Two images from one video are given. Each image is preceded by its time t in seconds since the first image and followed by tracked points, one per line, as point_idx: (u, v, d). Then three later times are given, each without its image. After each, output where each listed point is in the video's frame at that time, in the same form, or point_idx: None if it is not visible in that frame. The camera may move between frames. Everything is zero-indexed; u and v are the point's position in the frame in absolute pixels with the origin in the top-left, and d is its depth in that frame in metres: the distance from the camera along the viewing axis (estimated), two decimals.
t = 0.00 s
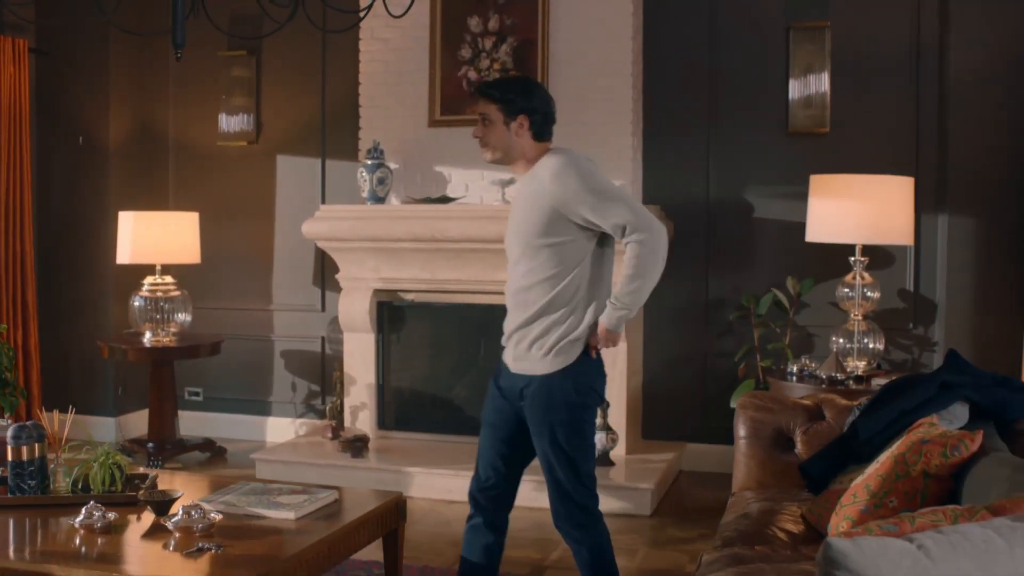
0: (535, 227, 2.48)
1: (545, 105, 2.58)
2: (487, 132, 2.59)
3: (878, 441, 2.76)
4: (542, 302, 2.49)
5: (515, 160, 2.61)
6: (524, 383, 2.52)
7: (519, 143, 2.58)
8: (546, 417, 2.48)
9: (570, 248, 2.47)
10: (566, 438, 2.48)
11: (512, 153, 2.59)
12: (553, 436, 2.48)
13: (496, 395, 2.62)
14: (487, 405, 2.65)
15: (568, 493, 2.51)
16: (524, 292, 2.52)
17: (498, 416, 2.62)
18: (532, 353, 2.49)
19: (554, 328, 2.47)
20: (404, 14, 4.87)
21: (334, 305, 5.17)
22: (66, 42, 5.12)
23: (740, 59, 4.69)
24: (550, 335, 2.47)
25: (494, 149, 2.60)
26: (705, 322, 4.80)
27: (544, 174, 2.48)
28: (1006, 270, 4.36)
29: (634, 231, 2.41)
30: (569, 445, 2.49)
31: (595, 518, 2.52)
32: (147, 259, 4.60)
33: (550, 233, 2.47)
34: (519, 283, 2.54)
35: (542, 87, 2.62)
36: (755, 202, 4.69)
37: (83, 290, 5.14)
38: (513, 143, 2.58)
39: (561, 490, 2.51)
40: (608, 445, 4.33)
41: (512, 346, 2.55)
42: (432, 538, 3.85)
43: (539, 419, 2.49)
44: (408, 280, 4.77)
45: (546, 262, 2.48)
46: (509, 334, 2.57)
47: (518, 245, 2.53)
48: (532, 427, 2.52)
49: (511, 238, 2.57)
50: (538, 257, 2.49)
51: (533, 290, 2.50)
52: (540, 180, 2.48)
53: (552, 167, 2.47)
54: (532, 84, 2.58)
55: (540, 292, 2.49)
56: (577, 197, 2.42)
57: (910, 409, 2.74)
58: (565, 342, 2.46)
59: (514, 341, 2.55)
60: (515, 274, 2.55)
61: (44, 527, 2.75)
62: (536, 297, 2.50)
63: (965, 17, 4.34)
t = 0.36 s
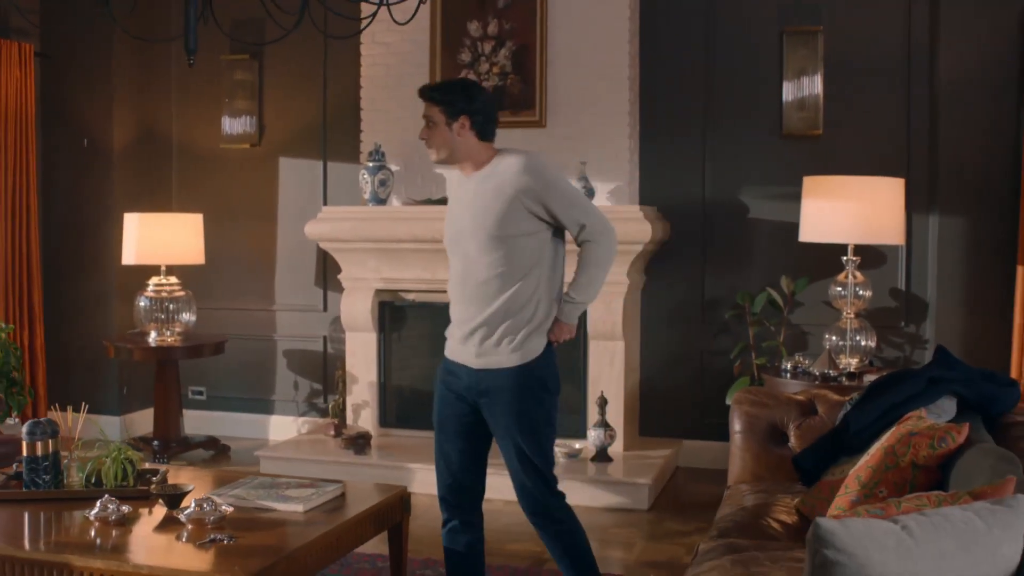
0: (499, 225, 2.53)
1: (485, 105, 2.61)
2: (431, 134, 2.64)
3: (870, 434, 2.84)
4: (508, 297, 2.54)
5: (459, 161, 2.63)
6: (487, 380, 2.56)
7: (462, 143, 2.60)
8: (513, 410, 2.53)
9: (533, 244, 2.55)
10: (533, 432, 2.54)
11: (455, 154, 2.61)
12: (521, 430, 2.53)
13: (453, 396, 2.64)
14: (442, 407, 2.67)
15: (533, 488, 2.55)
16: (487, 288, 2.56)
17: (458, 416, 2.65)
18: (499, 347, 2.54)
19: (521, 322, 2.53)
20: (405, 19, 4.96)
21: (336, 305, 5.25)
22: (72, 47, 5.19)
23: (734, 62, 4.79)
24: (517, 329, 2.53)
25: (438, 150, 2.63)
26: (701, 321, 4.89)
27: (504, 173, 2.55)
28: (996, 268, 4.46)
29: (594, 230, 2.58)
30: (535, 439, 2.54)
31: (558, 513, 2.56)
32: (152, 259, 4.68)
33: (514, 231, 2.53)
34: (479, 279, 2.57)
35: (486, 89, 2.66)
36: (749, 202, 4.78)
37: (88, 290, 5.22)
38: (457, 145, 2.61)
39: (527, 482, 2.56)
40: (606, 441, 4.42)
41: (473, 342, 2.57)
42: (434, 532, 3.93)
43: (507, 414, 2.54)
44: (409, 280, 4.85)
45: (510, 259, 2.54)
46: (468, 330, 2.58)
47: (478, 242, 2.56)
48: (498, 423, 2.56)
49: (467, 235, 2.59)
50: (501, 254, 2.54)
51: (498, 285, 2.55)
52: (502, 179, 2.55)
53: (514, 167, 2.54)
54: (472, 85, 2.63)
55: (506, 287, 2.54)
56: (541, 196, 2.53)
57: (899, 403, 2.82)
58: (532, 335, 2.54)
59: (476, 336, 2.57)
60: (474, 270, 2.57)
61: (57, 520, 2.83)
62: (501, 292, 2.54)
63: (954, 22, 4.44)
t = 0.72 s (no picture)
0: (497, 219, 2.50)
1: (473, 110, 2.57)
2: (420, 140, 2.53)
3: (870, 427, 2.92)
4: (508, 289, 2.51)
5: (451, 166, 2.56)
6: (486, 378, 2.54)
7: (457, 150, 2.54)
8: (513, 410, 2.52)
9: (527, 236, 2.53)
10: (529, 434, 2.52)
11: (449, 160, 2.54)
12: (518, 431, 2.51)
13: (448, 391, 2.60)
14: (438, 402, 2.64)
15: (524, 491, 2.53)
16: (486, 282, 2.51)
17: (454, 412, 2.62)
18: (503, 339, 2.51)
19: (522, 313, 2.51)
20: (413, 23, 5.04)
21: (344, 305, 5.33)
22: (85, 51, 5.27)
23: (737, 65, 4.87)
24: (518, 319, 2.51)
25: (430, 156, 2.53)
26: (704, 320, 4.96)
27: (496, 169, 2.53)
28: (994, 268, 4.54)
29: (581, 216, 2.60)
30: (532, 442, 2.53)
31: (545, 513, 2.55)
32: (164, 260, 4.77)
33: (512, 223, 2.50)
34: (477, 274, 2.52)
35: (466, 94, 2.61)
36: (751, 203, 4.87)
37: (100, 290, 5.30)
38: (450, 151, 2.54)
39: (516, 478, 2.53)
40: (611, 437, 4.50)
41: (470, 337, 2.53)
42: (445, 526, 4.01)
43: (507, 413, 2.52)
44: (417, 279, 4.93)
45: (507, 251, 2.50)
46: (467, 325, 2.53)
47: (475, 237, 2.51)
48: (496, 422, 2.55)
49: (460, 233, 2.53)
50: (500, 247, 2.50)
51: (497, 279, 2.51)
52: (495, 174, 2.52)
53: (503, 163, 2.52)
54: (459, 91, 2.56)
55: (506, 280, 2.51)
56: (535, 188, 2.53)
57: (899, 397, 2.90)
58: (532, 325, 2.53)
59: (477, 331, 2.53)
60: (470, 266, 2.52)
61: (78, 513, 2.91)
62: (501, 285, 2.51)
63: (953, 26, 4.52)
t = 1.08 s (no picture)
0: (514, 223, 2.57)
1: (506, 113, 2.66)
2: (456, 134, 2.58)
3: (870, 422, 2.99)
4: (522, 292, 2.58)
5: (481, 163, 2.61)
6: (500, 379, 2.60)
7: (491, 147, 2.61)
8: (527, 410, 2.58)
9: (541, 241, 2.60)
10: (544, 431, 2.59)
11: (485, 157, 2.60)
12: (532, 429, 2.58)
13: (461, 393, 2.66)
14: (450, 404, 2.70)
15: (539, 487, 2.60)
16: (499, 284, 2.58)
17: (466, 413, 2.68)
18: (516, 341, 2.57)
19: (535, 317, 2.58)
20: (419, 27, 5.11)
21: (351, 305, 5.40)
22: (95, 55, 5.34)
23: (738, 68, 4.94)
24: (529, 323, 2.58)
25: (465, 150, 2.58)
26: (707, 319, 5.04)
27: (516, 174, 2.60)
28: (992, 267, 4.62)
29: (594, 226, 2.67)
30: (546, 439, 2.60)
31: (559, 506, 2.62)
32: (175, 261, 4.84)
33: (528, 228, 2.57)
34: (492, 276, 2.58)
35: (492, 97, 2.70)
36: (753, 204, 4.94)
37: (109, 291, 5.37)
38: (486, 148, 2.60)
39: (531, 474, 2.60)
40: (616, 434, 4.58)
41: (482, 338, 2.60)
42: (453, 521, 4.09)
43: (521, 413, 2.59)
44: (423, 279, 5.00)
45: (522, 255, 2.57)
46: (482, 326, 2.60)
47: (491, 240, 2.57)
48: (511, 422, 2.62)
49: (476, 235, 2.60)
50: (516, 251, 2.57)
51: (511, 281, 2.58)
52: (514, 179, 2.59)
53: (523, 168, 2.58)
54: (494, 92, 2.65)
55: (519, 283, 2.58)
56: (552, 196, 2.60)
57: (898, 393, 2.97)
58: (544, 328, 2.60)
59: (490, 332, 2.59)
60: (486, 268, 2.59)
61: (96, 507, 2.98)
62: (514, 288, 2.58)
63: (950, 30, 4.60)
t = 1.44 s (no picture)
0: (542, 227, 2.61)
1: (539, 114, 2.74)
2: (503, 132, 2.62)
3: (865, 416, 3.07)
4: (545, 295, 2.62)
5: (515, 165, 2.67)
6: (524, 377, 2.65)
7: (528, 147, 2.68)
8: (551, 408, 2.64)
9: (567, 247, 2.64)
10: (565, 428, 2.65)
11: (523, 157, 2.66)
12: (555, 427, 2.64)
13: (484, 389, 2.71)
14: (472, 400, 2.75)
15: (557, 481, 2.66)
16: (524, 287, 2.62)
17: (487, 410, 2.72)
18: (537, 343, 2.61)
19: (558, 321, 2.62)
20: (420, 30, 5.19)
21: (354, 304, 5.47)
22: (101, 57, 5.40)
23: (735, 70, 5.02)
24: (553, 327, 2.62)
25: (509, 149, 2.62)
26: (705, 318, 5.11)
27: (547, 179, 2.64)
28: (985, 265, 4.70)
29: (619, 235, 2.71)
30: (567, 436, 2.66)
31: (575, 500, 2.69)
32: (181, 260, 4.91)
33: (555, 234, 2.62)
34: (517, 278, 2.63)
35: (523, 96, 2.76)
36: (750, 204, 5.02)
37: (115, 290, 5.44)
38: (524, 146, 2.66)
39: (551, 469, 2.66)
40: (616, 431, 4.65)
41: (507, 339, 2.65)
42: (456, 516, 4.16)
43: (544, 409, 2.65)
44: (426, 278, 5.07)
45: (548, 259, 2.62)
46: (505, 326, 2.64)
47: (518, 242, 2.62)
48: (533, 417, 2.68)
49: (505, 237, 2.64)
50: (542, 255, 2.61)
51: (535, 285, 2.62)
52: (545, 184, 2.63)
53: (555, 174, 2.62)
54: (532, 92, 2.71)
55: (543, 287, 2.62)
56: (581, 205, 2.64)
57: (892, 388, 3.04)
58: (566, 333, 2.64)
59: (513, 333, 2.64)
60: (511, 270, 2.63)
61: (109, 500, 3.05)
62: (537, 292, 2.62)
63: (944, 33, 4.68)
